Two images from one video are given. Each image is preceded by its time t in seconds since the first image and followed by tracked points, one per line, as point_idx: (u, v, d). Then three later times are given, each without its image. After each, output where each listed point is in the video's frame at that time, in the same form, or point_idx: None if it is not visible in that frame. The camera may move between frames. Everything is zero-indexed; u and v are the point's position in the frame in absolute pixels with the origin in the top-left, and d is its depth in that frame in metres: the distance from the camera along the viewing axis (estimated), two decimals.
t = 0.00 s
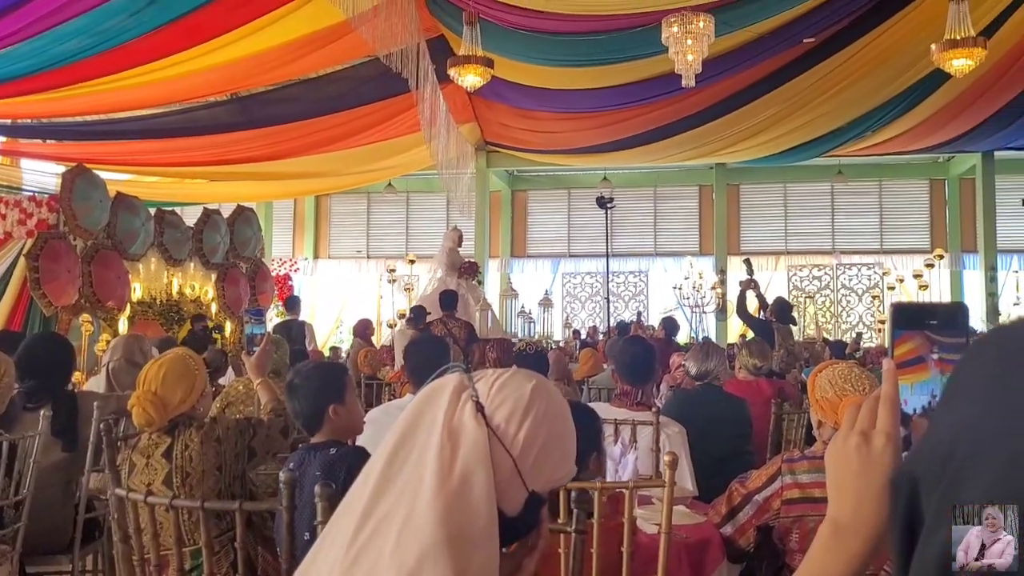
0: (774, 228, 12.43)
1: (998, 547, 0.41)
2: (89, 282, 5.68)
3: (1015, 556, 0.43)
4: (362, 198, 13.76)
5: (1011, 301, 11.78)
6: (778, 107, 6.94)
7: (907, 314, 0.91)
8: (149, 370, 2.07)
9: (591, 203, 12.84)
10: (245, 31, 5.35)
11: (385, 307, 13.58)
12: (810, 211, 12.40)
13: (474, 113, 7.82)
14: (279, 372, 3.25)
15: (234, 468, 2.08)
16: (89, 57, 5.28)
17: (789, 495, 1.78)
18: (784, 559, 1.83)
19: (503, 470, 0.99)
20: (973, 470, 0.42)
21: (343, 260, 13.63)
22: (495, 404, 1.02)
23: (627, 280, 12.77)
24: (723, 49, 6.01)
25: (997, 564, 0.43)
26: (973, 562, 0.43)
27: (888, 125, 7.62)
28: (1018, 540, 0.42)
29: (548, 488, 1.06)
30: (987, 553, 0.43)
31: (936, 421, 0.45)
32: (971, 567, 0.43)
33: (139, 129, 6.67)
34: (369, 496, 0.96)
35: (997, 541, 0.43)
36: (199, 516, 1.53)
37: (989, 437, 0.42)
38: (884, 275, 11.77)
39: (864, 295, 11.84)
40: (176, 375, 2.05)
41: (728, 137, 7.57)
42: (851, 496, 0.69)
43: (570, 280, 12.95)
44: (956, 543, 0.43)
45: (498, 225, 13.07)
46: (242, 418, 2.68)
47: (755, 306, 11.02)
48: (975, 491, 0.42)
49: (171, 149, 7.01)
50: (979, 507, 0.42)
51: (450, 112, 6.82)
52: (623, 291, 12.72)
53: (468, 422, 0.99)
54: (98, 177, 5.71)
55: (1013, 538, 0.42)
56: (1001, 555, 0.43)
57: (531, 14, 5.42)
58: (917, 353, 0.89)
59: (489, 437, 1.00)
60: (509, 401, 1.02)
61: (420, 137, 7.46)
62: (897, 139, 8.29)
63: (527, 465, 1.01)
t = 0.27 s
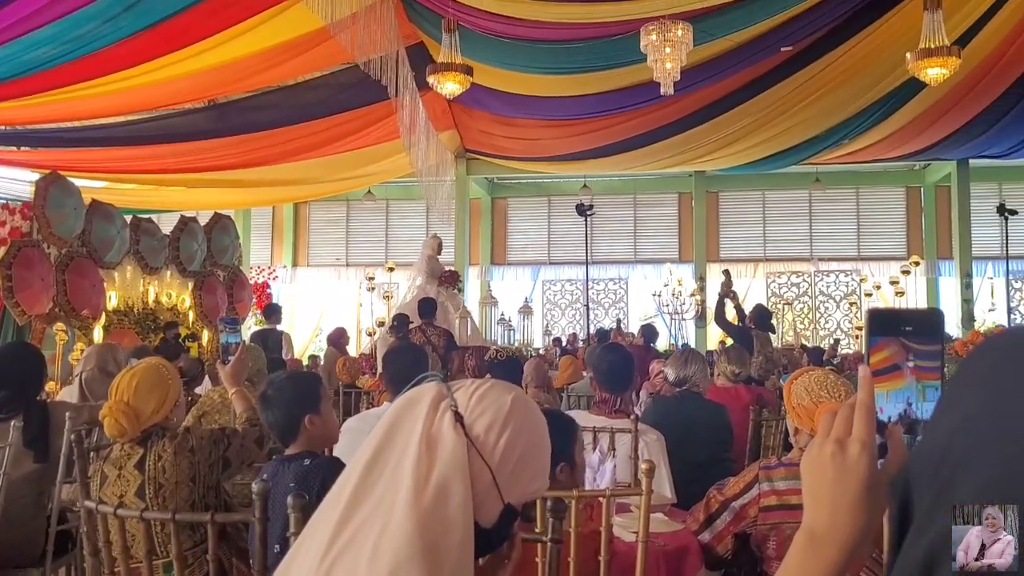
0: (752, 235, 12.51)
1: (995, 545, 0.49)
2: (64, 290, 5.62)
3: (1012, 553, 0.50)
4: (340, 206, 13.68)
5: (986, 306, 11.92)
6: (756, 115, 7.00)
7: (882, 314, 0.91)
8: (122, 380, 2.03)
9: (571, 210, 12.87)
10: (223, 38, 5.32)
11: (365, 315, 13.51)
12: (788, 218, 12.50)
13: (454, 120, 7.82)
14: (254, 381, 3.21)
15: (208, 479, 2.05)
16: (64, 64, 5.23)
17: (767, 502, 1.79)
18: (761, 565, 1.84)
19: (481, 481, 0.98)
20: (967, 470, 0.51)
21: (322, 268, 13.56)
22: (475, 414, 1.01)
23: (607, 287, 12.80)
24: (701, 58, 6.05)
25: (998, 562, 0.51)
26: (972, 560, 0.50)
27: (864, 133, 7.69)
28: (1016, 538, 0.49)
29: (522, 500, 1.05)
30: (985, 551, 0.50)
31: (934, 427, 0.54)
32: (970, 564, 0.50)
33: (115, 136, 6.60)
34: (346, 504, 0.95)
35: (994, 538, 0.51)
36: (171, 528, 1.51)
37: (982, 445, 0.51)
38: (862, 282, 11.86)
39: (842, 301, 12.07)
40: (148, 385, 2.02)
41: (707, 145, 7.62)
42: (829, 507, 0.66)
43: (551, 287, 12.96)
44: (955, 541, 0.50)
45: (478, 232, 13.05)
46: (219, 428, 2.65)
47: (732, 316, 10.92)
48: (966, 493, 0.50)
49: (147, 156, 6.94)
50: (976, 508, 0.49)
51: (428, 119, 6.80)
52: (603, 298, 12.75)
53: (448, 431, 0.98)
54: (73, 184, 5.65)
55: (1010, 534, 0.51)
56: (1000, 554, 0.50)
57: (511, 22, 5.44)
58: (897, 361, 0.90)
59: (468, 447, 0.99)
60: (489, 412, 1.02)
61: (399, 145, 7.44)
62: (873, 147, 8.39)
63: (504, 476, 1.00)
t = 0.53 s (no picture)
0: (740, 241, 12.55)
1: (997, 545, 0.46)
2: (50, 299, 5.56)
3: (1010, 554, 0.48)
4: (329, 213, 13.65)
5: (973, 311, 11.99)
6: (743, 121, 7.02)
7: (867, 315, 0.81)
8: (104, 388, 2.01)
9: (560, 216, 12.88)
10: (210, 44, 5.30)
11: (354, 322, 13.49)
12: (776, 224, 12.54)
13: (442, 126, 7.81)
14: (240, 388, 3.20)
15: (192, 488, 2.03)
16: (49, 70, 5.19)
17: (755, 509, 1.79)
18: (749, 570, 1.84)
19: (463, 491, 0.97)
20: (972, 475, 0.46)
21: (311, 275, 13.52)
22: (461, 423, 1.00)
23: (597, 293, 12.83)
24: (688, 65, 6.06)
25: (997, 562, 0.48)
26: (973, 561, 0.47)
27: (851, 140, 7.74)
28: (1014, 539, 0.47)
29: (504, 513, 1.04)
30: (987, 554, 0.47)
31: (944, 432, 0.48)
32: (973, 566, 0.47)
33: (100, 142, 6.55)
34: (328, 511, 0.94)
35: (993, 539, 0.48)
36: (152, 538, 1.48)
37: (993, 450, 0.46)
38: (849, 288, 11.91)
39: (830, 307, 12.16)
40: (131, 394, 1.99)
41: (695, 151, 7.63)
42: (810, 514, 0.66)
43: (540, 293, 12.98)
44: (958, 545, 0.47)
45: (467, 238, 13.04)
46: (205, 436, 2.62)
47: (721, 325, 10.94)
48: (973, 494, 0.46)
49: (133, 162, 6.90)
50: (980, 509, 0.46)
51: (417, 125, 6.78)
52: (592, 304, 12.78)
53: (434, 439, 0.97)
54: (59, 191, 5.61)
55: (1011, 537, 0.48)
56: (998, 554, 0.48)
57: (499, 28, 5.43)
58: (879, 367, 0.80)
59: (453, 456, 0.98)
60: (475, 422, 1.01)
61: (387, 151, 7.43)
62: (859, 153, 8.43)
63: (488, 488, 0.99)
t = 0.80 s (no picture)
0: (734, 245, 12.57)
1: (996, 545, 0.51)
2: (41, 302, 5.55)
3: (1011, 554, 0.53)
4: (322, 217, 13.63)
5: (966, 315, 12.03)
6: (736, 125, 7.03)
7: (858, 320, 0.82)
8: (93, 393, 1.99)
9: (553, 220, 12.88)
10: (202, 48, 5.28)
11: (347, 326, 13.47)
12: (769, 228, 12.57)
13: (435, 130, 7.82)
14: (229, 394, 3.18)
15: (181, 494, 2.02)
16: (42, 75, 5.18)
17: (746, 514, 1.78)
18: None
19: (453, 500, 0.96)
20: (975, 482, 0.52)
21: (304, 279, 13.50)
22: (451, 431, 0.98)
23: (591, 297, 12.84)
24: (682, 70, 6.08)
25: (997, 562, 0.53)
26: (972, 561, 0.53)
27: (844, 144, 7.76)
28: (1015, 539, 0.52)
29: (494, 524, 1.02)
30: (987, 555, 0.52)
31: (956, 442, 0.53)
32: (973, 566, 0.52)
33: (93, 146, 6.54)
34: (315, 521, 0.94)
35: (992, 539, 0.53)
36: (138, 545, 1.48)
37: (997, 459, 0.51)
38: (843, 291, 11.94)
39: (823, 310, 12.22)
40: (120, 400, 1.97)
41: (688, 155, 7.64)
42: (803, 525, 0.65)
43: (534, 297, 12.98)
44: (957, 544, 0.52)
45: (460, 242, 13.03)
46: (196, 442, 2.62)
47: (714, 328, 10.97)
48: (972, 498, 0.52)
49: (126, 166, 6.89)
50: (978, 510, 0.51)
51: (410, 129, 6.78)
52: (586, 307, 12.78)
53: (424, 448, 0.96)
54: (51, 195, 5.59)
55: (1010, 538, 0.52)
56: (999, 555, 0.53)
57: (492, 31, 5.43)
58: (872, 373, 0.81)
59: (443, 465, 0.96)
60: (466, 430, 0.99)
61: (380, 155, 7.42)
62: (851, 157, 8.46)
63: (477, 498, 0.97)
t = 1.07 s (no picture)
0: (727, 250, 12.60)
1: (996, 545, 0.50)
2: (31, 307, 5.54)
3: (1010, 554, 0.52)
4: (316, 221, 13.62)
5: (958, 319, 12.07)
6: (729, 130, 7.05)
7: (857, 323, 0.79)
8: (79, 400, 1.97)
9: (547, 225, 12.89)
10: (195, 52, 5.27)
11: (341, 330, 13.45)
12: (762, 233, 12.60)
13: (428, 134, 7.81)
14: (222, 400, 3.16)
15: (169, 502, 2.01)
16: (32, 79, 5.16)
17: (741, 520, 1.78)
18: None
19: (445, 507, 0.95)
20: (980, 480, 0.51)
21: (297, 284, 13.48)
22: (444, 437, 0.98)
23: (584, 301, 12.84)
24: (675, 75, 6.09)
25: (998, 563, 0.52)
26: (973, 561, 0.52)
27: (836, 149, 7.78)
28: (1015, 540, 0.50)
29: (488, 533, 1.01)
30: (987, 554, 0.52)
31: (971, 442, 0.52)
32: (973, 566, 0.52)
33: (85, 150, 6.51)
34: (305, 528, 0.93)
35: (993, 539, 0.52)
36: (122, 554, 1.46)
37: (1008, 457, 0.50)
38: (836, 296, 11.97)
39: (816, 315, 12.12)
40: (108, 406, 1.96)
41: (681, 160, 7.65)
42: (799, 535, 0.65)
43: (528, 301, 12.97)
44: (957, 544, 0.53)
45: (454, 247, 13.02)
46: (187, 448, 2.60)
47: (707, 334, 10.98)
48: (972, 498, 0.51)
49: (118, 170, 6.86)
50: (978, 510, 0.51)
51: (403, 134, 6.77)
52: (579, 312, 12.79)
53: (416, 453, 0.95)
54: (41, 199, 5.56)
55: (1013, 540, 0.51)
56: (1000, 556, 0.52)
57: (486, 36, 5.43)
58: (872, 378, 0.79)
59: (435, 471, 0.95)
60: (460, 436, 0.98)
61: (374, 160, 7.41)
62: (843, 163, 8.48)
63: (471, 504, 0.97)
